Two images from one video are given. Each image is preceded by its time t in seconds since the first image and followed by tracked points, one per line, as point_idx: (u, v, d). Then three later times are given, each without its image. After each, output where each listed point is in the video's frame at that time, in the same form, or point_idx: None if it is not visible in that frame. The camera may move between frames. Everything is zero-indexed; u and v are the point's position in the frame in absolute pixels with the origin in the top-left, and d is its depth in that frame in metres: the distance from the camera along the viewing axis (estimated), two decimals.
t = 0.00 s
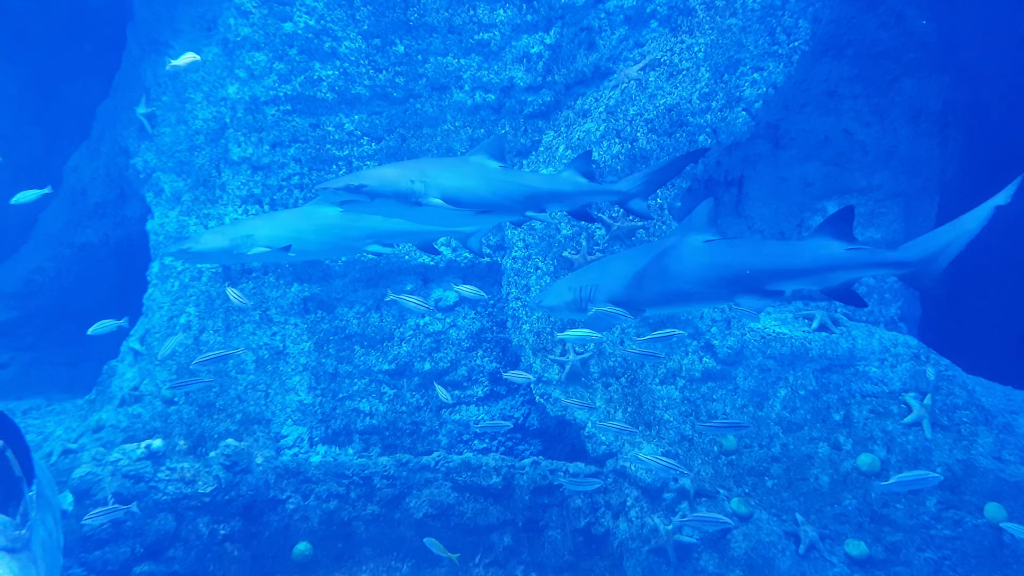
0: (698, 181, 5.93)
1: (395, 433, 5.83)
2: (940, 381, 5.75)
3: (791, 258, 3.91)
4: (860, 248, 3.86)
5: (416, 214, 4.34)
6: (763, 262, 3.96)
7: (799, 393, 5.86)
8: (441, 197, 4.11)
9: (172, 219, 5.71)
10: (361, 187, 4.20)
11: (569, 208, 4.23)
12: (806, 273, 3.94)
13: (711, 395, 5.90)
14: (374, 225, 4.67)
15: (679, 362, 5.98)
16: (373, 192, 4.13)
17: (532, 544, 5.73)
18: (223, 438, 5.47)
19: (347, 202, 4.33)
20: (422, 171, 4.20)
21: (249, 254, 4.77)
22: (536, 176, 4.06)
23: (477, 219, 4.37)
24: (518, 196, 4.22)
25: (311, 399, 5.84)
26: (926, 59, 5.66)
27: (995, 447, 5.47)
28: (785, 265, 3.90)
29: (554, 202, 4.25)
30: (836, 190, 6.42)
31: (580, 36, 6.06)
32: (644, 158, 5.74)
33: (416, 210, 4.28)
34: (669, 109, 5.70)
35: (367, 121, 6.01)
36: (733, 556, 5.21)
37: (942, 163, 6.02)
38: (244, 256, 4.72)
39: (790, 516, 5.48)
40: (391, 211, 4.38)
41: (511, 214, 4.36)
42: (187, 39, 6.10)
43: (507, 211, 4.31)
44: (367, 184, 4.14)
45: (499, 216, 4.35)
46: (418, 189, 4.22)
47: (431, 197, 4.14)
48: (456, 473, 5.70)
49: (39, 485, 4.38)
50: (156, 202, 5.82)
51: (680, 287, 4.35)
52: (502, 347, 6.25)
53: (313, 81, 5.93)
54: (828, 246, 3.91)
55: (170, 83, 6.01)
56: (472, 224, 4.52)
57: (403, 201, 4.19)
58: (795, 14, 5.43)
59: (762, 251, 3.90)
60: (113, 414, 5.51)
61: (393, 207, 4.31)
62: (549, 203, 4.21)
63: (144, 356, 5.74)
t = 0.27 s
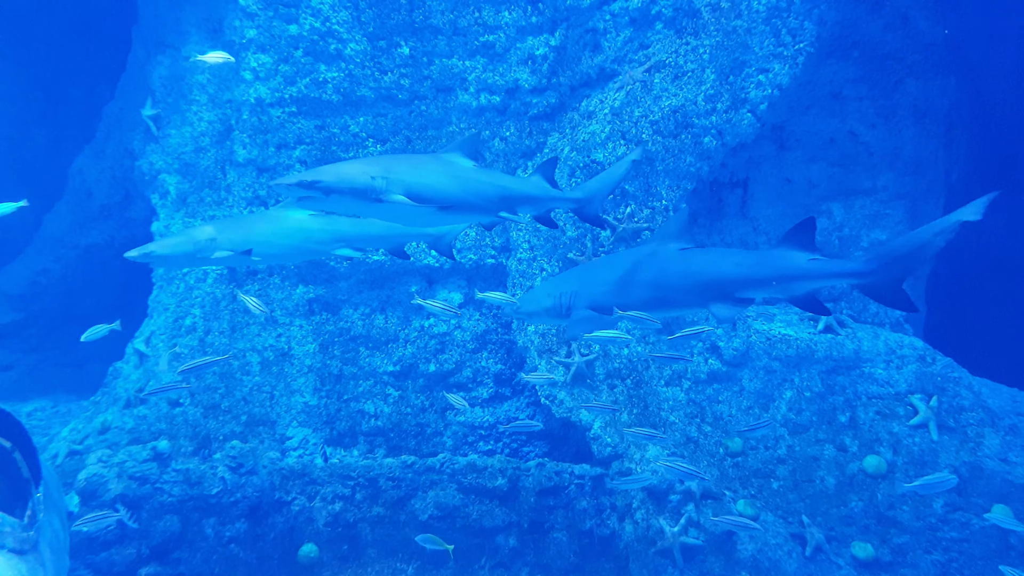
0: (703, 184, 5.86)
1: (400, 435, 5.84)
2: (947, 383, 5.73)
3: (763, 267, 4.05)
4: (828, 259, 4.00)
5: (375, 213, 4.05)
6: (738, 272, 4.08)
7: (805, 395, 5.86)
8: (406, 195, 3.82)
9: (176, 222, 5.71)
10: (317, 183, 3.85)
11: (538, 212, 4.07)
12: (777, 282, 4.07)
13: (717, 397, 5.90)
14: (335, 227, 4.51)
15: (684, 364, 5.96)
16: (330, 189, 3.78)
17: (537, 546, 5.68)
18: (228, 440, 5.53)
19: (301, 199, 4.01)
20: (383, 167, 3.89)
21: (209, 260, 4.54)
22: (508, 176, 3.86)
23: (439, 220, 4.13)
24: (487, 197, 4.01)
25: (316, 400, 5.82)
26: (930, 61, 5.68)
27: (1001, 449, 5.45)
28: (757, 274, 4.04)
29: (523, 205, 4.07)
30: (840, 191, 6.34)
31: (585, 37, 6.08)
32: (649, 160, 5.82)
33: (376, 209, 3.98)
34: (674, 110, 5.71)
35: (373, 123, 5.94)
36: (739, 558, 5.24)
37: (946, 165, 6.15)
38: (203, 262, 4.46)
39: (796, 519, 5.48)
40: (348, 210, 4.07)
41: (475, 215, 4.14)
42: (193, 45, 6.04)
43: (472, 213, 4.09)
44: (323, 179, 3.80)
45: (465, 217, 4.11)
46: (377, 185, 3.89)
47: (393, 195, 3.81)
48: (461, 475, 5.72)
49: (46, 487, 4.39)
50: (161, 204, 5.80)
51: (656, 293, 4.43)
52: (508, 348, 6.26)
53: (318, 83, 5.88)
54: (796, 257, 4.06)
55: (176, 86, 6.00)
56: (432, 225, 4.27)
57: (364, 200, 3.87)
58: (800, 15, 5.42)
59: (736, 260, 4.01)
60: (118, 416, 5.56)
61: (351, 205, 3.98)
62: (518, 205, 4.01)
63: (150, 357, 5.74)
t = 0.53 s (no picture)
0: (710, 186, 5.91)
1: (407, 438, 5.89)
2: (954, 385, 5.74)
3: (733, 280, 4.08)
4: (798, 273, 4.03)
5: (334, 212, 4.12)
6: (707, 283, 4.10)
7: (812, 398, 5.87)
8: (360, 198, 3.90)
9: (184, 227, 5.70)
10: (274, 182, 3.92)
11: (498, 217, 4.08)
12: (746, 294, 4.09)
13: (724, 400, 5.93)
14: (303, 234, 4.52)
15: (690, 367, 5.99)
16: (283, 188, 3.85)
17: (545, 549, 5.71)
18: (237, 443, 5.54)
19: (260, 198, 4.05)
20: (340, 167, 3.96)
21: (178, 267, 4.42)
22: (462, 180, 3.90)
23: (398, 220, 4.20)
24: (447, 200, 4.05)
25: (323, 404, 5.82)
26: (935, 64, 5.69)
27: (1009, 452, 5.44)
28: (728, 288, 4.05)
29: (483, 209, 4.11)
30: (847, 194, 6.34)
31: (591, 41, 6.08)
32: (655, 163, 5.79)
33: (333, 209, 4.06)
34: (681, 114, 5.72)
35: (380, 127, 5.91)
36: (748, 561, 5.23)
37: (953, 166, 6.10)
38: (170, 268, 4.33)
39: (804, 522, 5.44)
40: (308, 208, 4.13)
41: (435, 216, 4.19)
42: (199, 49, 6.11)
43: (429, 214, 4.15)
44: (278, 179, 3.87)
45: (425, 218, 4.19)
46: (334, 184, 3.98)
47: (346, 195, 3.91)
48: (469, 478, 5.70)
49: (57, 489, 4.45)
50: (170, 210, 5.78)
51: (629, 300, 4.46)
52: (514, 351, 6.18)
53: (326, 87, 5.85)
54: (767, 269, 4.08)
55: (184, 91, 6.04)
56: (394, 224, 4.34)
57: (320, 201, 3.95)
58: (806, 19, 5.45)
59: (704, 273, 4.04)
60: (127, 419, 5.55)
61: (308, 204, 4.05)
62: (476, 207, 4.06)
63: (158, 361, 5.76)
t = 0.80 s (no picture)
0: (718, 193, 6.03)
1: (416, 443, 5.85)
2: (964, 392, 5.74)
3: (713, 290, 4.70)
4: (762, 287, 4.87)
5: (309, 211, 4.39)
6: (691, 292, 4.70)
7: (821, 403, 5.88)
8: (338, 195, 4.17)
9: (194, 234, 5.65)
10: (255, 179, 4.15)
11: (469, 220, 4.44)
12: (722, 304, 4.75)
13: (733, 405, 5.94)
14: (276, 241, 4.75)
15: (699, 372, 6.01)
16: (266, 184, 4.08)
17: (553, 555, 5.72)
18: (248, 448, 5.53)
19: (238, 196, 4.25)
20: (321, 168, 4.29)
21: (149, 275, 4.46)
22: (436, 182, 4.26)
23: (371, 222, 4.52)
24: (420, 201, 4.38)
25: (333, 408, 5.86)
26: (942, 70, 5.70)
27: (1021, 458, 5.39)
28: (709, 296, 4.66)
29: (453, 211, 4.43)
30: (854, 200, 6.26)
31: (599, 48, 6.07)
32: (664, 169, 5.81)
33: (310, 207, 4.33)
34: (689, 120, 5.75)
35: (389, 134, 5.96)
36: (758, 567, 5.30)
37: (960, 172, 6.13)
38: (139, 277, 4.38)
39: (813, 528, 5.44)
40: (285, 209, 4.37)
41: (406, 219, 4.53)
42: (212, 56, 5.99)
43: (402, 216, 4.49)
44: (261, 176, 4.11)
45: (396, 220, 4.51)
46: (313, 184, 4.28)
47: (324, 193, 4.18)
48: (478, 483, 5.72)
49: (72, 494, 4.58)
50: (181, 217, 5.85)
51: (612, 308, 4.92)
52: (523, 357, 6.13)
53: (336, 94, 5.86)
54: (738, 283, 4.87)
55: (196, 98, 5.89)
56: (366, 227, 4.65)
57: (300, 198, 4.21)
58: (814, 26, 5.47)
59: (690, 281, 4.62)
60: (136, 424, 5.48)
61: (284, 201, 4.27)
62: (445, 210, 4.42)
63: (169, 366, 5.71)
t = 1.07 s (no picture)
0: (731, 196, 6.09)
1: (427, 444, 5.88)
2: (980, 396, 5.66)
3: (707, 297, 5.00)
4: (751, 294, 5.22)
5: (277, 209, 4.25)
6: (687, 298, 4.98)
7: (835, 407, 5.89)
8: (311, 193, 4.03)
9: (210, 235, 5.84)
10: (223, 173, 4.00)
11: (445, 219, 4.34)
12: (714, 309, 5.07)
13: (746, 409, 5.95)
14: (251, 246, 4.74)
15: (712, 376, 6.03)
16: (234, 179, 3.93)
17: (565, 558, 5.76)
18: (261, 448, 5.58)
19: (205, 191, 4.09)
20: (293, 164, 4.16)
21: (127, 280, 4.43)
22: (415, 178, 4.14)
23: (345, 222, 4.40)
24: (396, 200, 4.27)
25: (346, 410, 5.90)
26: (958, 72, 5.65)
27: None
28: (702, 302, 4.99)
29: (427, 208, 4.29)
30: (869, 203, 6.27)
31: (612, 51, 6.08)
32: (677, 172, 5.83)
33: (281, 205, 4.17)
34: (702, 122, 5.79)
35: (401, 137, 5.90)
36: (770, 571, 5.32)
37: (977, 174, 6.03)
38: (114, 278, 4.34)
39: (827, 532, 5.43)
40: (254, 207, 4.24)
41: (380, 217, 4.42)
42: (226, 61, 6.09)
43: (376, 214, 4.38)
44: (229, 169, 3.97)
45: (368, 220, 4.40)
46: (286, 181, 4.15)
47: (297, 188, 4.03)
48: (490, 484, 5.74)
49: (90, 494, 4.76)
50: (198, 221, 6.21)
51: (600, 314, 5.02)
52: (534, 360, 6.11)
53: (349, 98, 5.86)
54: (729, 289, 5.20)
55: (208, 102, 5.99)
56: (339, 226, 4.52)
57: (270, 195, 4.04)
58: (829, 28, 5.45)
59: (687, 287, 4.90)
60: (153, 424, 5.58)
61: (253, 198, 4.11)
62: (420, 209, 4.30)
63: (185, 366, 5.87)
